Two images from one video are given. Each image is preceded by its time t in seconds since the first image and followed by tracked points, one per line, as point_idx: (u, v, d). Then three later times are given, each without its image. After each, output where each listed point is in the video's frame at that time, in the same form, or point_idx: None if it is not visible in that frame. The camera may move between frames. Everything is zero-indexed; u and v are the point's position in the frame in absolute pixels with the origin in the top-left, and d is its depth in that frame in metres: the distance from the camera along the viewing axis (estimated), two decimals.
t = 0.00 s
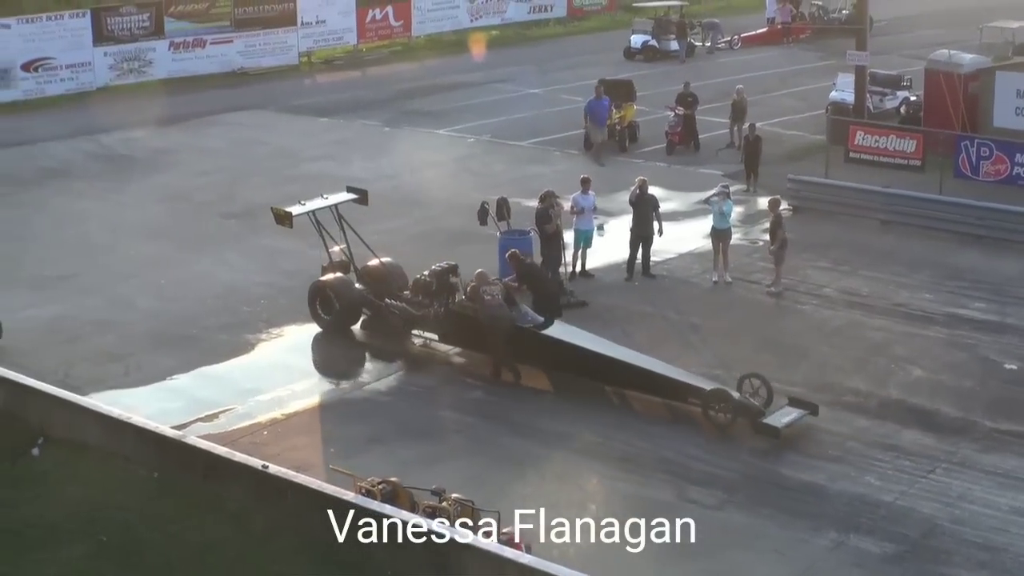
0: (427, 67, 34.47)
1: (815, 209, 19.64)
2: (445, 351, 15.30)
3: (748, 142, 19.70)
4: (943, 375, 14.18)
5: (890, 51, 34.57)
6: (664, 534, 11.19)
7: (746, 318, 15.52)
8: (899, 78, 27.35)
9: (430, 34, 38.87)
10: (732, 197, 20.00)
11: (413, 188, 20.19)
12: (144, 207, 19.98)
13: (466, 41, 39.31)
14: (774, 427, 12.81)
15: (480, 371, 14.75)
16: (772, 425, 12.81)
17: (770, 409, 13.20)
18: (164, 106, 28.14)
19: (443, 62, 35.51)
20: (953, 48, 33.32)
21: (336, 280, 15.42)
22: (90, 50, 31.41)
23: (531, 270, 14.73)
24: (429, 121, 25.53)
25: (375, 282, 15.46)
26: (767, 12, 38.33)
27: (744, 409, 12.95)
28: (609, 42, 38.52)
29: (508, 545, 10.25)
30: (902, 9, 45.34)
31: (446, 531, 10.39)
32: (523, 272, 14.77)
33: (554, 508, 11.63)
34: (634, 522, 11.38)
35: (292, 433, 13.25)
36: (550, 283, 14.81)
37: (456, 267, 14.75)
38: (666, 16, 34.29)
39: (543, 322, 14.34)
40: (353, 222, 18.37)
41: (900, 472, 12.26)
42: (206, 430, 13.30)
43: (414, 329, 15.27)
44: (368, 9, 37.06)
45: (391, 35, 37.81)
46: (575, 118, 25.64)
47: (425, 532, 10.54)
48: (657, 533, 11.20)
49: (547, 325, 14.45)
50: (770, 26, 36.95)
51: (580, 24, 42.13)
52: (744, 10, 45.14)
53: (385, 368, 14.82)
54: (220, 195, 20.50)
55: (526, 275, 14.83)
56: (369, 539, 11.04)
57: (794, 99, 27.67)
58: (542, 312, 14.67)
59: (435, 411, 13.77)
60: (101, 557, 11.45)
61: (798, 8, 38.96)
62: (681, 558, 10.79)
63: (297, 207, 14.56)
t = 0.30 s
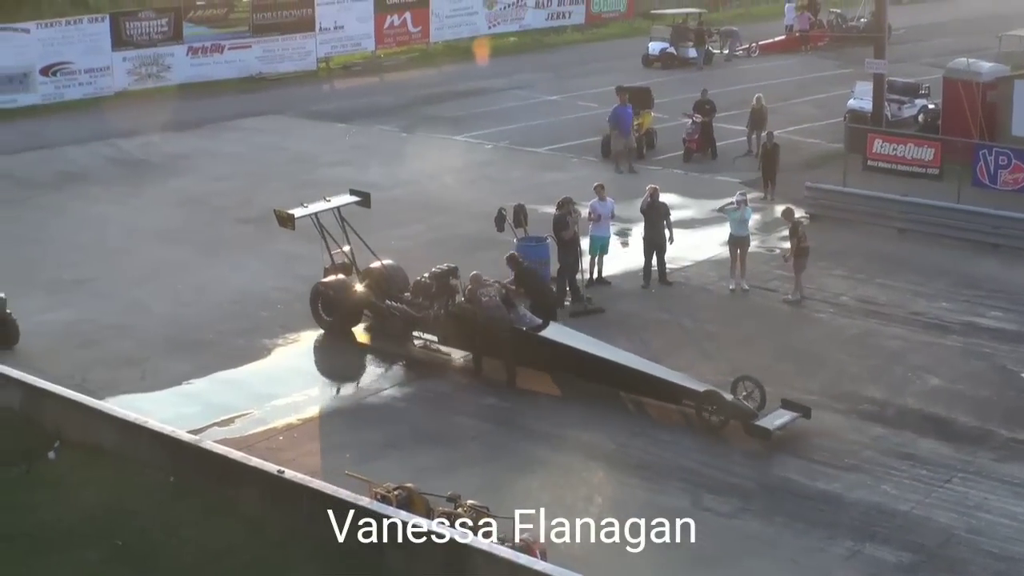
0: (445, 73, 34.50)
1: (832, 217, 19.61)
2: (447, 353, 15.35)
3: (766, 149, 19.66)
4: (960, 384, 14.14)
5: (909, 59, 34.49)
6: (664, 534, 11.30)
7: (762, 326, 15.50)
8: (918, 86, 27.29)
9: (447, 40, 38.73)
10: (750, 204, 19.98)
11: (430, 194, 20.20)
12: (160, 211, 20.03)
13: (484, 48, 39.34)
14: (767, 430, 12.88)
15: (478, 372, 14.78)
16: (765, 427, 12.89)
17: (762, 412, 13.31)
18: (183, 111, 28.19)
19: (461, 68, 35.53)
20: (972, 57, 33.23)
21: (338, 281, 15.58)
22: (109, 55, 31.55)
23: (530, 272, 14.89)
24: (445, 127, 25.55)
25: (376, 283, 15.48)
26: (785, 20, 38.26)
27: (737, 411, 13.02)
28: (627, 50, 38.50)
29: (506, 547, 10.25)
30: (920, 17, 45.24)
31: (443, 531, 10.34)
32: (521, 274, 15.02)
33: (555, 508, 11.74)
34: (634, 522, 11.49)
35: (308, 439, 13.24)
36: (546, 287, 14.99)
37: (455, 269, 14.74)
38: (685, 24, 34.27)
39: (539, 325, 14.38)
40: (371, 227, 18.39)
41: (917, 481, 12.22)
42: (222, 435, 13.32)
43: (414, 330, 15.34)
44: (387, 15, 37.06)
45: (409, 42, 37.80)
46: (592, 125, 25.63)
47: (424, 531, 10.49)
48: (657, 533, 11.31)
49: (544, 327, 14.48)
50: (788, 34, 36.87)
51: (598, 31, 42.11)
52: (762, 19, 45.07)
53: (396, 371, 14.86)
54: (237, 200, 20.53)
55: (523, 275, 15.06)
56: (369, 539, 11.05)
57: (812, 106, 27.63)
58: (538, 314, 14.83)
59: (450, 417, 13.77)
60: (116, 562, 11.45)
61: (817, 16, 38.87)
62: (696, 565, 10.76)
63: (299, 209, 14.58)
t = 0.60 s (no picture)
0: (458, 81, 34.54)
1: (845, 227, 19.60)
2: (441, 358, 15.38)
3: (778, 158, 19.68)
4: (971, 395, 14.13)
5: (920, 70, 34.49)
6: (664, 534, 11.45)
7: (773, 336, 15.50)
8: (930, 97, 27.29)
9: (460, 48, 38.88)
10: (762, 214, 19.99)
11: (442, 202, 20.23)
12: (172, 217, 20.06)
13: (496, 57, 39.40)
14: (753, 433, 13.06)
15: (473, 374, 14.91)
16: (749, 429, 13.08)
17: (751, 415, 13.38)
18: (196, 117, 28.23)
19: (474, 76, 35.57)
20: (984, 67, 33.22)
21: (335, 285, 15.64)
22: (123, 61, 31.63)
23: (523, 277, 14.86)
24: (457, 135, 25.58)
25: (371, 287, 15.55)
26: (798, 30, 38.28)
27: (724, 413, 13.18)
28: (639, 58, 38.52)
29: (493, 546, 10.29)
30: (932, 28, 45.24)
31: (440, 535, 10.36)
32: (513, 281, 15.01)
33: (555, 508, 11.88)
34: (634, 522, 11.65)
35: (318, 446, 13.24)
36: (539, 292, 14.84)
37: (449, 273, 15.02)
38: (697, 33, 34.31)
39: (533, 327, 14.56)
40: (383, 235, 18.42)
41: (927, 491, 12.21)
42: (232, 441, 13.31)
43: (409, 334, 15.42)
44: (400, 23, 37.09)
45: (422, 49, 37.81)
46: (604, 134, 25.64)
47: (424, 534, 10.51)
48: (657, 533, 11.47)
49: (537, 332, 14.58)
50: (801, 44, 36.88)
51: (611, 40, 42.14)
52: (775, 28, 45.09)
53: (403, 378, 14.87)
54: (249, 206, 20.56)
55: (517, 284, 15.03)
56: (369, 539, 11.07)
57: (824, 116, 27.63)
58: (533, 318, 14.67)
59: (461, 424, 13.78)
60: (126, 568, 11.46)
61: (829, 26, 38.88)
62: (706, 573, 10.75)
63: (296, 212, 14.77)
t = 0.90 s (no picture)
0: (470, 88, 34.54)
1: (858, 235, 19.58)
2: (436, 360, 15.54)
3: (790, 166, 19.68)
4: (983, 404, 14.10)
5: (933, 78, 34.45)
6: (664, 534, 11.56)
7: (785, 344, 15.48)
8: (942, 105, 27.26)
9: (473, 56, 38.89)
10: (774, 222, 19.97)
11: (455, 209, 20.23)
12: (184, 223, 20.08)
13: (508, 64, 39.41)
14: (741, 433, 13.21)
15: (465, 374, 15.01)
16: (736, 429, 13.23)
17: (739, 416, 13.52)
18: (207, 123, 28.26)
19: (487, 84, 35.56)
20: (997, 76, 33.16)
21: (329, 287, 15.88)
22: (135, 68, 31.66)
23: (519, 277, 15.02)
24: (470, 142, 25.59)
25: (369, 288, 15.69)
26: (810, 38, 38.24)
27: (713, 415, 13.31)
28: (652, 66, 38.49)
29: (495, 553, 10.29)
30: (944, 36, 45.18)
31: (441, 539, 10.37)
32: (509, 280, 15.09)
33: (556, 509, 12.00)
34: (634, 522, 11.77)
35: (328, 453, 13.23)
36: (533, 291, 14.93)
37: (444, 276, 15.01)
38: (709, 40, 34.30)
39: (527, 330, 14.77)
40: (394, 242, 18.43)
41: (939, 500, 12.18)
42: (244, 447, 13.32)
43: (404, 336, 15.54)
44: (412, 30, 37.11)
45: (434, 56, 37.83)
46: (616, 141, 25.63)
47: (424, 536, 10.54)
48: (657, 533, 11.58)
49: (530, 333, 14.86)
50: (813, 52, 36.84)
51: (623, 47, 42.10)
52: (787, 36, 45.05)
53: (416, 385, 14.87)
54: (260, 212, 20.58)
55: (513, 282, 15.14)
56: (369, 539, 11.08)
57: (837, 124, 27.60)
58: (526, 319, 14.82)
59: (472, 431, 13.77)
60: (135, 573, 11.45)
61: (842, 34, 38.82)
62: None
63: (294, 216, 14.97)
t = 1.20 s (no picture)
0: (478, 93, 34.54)
1: (867, 239, 19.58)
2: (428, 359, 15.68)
3: (798, 171, 19.67)
4: (992, 408, 14.08)
5: (941, 82, 34.43)
6: (664, 534, 11.65)
7: (794, 349, 15.47)
8: (951, 109, 27.24)
9: (480, 61, 38.91)
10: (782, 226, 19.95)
11: (463, 214, 20.24)
12: (192, 228, 20.11)
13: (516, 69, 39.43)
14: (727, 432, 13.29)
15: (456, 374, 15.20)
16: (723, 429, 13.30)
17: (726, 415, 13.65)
18: (215, 129, 28.29)
19: (495, 89, 35.57)
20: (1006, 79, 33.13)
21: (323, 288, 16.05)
22: (143, 73, 31.71)
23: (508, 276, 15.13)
24: (478, 147, 25.60)
25: (360, 289, 16.12)
26: (818, 42, 38.21)
27: (700, 413, 13.45)
28: (660, 71, 38.48)
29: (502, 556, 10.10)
30: (952, 40, 45.12)
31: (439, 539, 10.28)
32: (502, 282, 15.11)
33: (555, 509, 12.09)
34: (634, 522, 11.85)
35: (336, 458, 13.22)
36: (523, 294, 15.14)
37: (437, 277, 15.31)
38: (717, 44, 34.30)
39: (516, 330, 14.71)
40: (402, 246, 18.44)
41: (948, 505, 12.16)
42: (252, 453, 13.31)
43: (397, 337, 15.77)
44: (420, 35, 37.13)
45: (442, 62, 37.86)
46: (624, 146, 25.64)
47: (424, 536, 10.36)
48: (657, 533, 11.67)
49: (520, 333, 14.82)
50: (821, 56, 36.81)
51: (631, 51, 42.09)
52: (796, 40, 45.01)
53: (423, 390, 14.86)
54: (268, 217, 20.60)
55: (503, 285, 15.38)
56: (369, 539, 10.94)
57: (845, 128, 27.59)
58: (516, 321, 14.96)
59: (480, 436, 13.76)
60: None
61: (850, 38, 38.77)
62: None
63: (288, 218, 15.28)
